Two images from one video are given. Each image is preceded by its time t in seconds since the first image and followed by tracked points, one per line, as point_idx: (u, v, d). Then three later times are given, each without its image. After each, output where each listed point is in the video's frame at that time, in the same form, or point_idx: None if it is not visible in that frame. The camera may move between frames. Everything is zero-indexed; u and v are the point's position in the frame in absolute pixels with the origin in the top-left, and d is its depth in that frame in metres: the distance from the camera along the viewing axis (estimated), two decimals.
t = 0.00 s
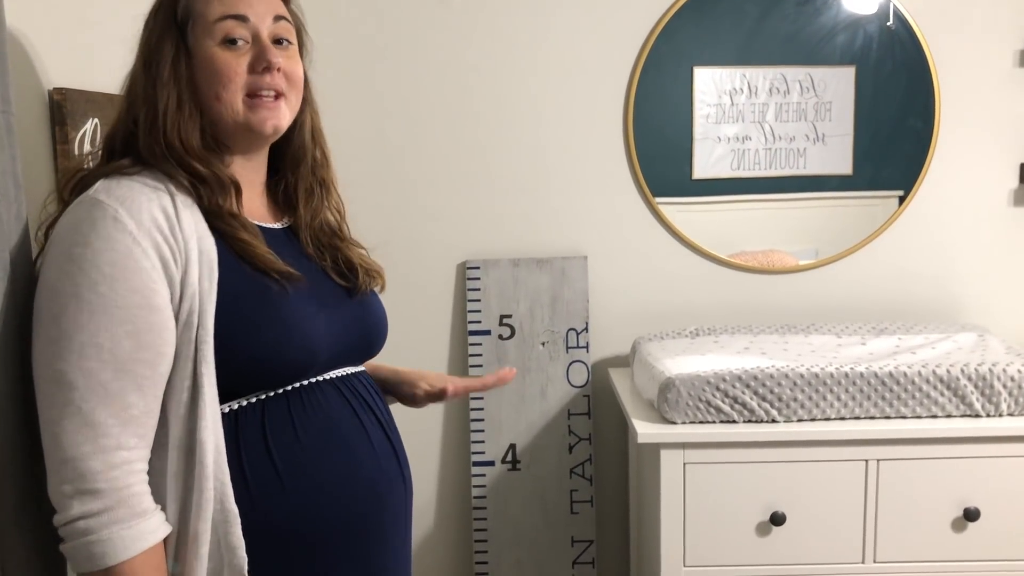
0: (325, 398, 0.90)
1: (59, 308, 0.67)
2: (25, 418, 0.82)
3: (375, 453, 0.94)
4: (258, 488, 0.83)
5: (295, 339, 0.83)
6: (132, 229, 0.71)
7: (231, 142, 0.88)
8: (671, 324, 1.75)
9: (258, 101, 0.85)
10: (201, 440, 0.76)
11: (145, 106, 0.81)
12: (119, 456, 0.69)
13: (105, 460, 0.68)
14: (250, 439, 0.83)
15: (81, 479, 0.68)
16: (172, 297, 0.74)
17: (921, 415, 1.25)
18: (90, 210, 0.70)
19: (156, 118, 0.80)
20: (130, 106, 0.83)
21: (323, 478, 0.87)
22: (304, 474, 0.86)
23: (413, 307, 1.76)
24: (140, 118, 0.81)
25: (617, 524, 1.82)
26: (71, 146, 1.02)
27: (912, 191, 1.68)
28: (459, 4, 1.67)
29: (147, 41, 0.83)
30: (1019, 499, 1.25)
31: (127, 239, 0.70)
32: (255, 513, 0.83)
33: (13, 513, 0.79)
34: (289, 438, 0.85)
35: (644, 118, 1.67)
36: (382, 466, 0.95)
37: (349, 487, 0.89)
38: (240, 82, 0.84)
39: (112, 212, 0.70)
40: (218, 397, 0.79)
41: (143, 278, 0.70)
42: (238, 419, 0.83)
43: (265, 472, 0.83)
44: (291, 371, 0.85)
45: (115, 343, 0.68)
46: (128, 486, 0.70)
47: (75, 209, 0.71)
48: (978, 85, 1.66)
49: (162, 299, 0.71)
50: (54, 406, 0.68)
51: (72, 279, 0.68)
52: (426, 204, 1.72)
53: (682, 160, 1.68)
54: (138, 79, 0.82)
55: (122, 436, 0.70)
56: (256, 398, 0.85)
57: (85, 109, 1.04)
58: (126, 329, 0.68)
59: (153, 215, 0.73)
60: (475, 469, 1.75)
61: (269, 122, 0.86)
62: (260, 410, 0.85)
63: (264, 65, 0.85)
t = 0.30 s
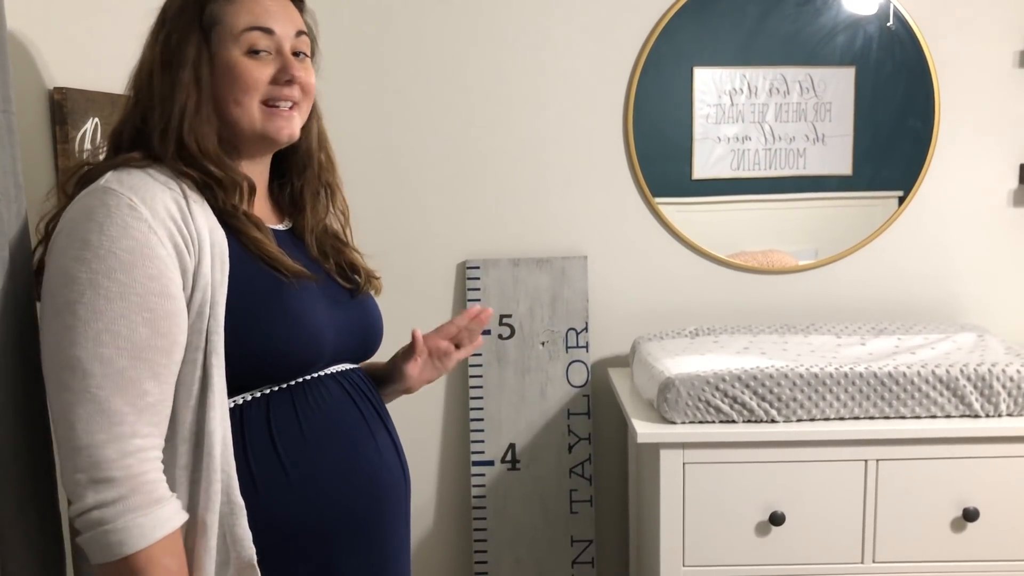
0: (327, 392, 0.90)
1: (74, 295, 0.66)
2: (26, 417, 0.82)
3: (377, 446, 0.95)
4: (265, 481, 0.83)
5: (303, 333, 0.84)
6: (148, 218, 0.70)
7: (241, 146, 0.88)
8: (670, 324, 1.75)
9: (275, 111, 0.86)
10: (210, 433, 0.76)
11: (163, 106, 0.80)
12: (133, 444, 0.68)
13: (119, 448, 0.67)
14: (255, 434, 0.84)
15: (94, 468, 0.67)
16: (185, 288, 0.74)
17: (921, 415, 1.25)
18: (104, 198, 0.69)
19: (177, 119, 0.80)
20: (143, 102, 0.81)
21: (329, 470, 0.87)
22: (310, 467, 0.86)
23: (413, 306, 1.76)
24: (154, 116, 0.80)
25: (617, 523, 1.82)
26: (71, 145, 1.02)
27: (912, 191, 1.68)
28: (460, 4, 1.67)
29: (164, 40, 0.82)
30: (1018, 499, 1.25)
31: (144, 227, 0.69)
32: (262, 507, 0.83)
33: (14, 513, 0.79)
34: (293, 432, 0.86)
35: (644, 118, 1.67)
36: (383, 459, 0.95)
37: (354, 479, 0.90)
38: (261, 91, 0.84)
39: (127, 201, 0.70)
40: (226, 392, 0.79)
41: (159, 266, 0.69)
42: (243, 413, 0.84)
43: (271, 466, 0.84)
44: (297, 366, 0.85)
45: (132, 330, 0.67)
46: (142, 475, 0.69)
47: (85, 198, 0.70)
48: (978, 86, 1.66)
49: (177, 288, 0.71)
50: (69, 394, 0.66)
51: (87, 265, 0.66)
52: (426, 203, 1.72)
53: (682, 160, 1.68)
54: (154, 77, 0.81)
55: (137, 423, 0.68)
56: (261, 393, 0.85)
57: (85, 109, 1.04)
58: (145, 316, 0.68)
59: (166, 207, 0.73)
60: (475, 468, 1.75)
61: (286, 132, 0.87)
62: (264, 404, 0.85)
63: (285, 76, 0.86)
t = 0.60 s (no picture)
0: (327, 394, 0.90)
1: (73, 312, 0.66)
2: (27, 419, 0.82)
3: (379, 446, 0.95)
4: (269, 486, 0.84)
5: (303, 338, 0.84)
6: (145, 229, 0.69)
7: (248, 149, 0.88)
8: (671, 324, 1.75)
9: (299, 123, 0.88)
10: (215, 442, 0.76)
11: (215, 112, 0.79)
12: (140, 460, 0.68)
13: (125, 466, 0.67)
14: (257, 439, 0.84)
15: (100, 486, 0.67)
16: (185, 299, 0.73)
17: (921, 416, 1.25)
18: (100, 210, 0.69)
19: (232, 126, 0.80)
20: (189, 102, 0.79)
21: (333, 473, 0.88)
22: (313, 471, 0.86)
23: (414, 307, 1.76)
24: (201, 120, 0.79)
25: (617, 523, 1.82)
26: (72, 146, 1.02)
27: (912, 192, 1.68)
28: (460, 5, 1.67)
29: (217, 39, 0.79)
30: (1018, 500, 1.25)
31: (142, 240, 0.69)
32: (267, 511, 0.84)
33: (15, 514, 0.79)
34: (296, 436, 0.86)
35: (644, 120, 1.67)
36: (386, 458, 0.96)
37: (358, 480, 0.90)
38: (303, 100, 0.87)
39: (124, 212, 0.69)
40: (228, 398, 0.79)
41: (159, 279, 0.69)
42: (245, 419, 0.83)
43: (275, 470, 0.84)
44: (298, 370, 0.85)
45: (133, 346, 0.67)
46: (150, 490, 0.69)
47: (81, 208, 0.69)
48: (978, 87, 1.66)
49: (177, 300, 0.71)
50: (73, 413, 0.66)
51: (85, 280, 0.66)
52: (426, 204, 1.72)
53: (682, 162, 1.68)
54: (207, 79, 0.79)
55: (142, 440, 0.68)
56: (260, 400, 0.85)
57: (86, 109, 1.04)
58: (145, 331, 0.67)
59: (164, 217, 0.72)
60: (475, 469, 1.75)
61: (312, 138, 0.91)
62: (266, 409, 0.85)
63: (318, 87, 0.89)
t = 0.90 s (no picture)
0: (330, 398, 0.91)
1: (75, 328, 0.63)
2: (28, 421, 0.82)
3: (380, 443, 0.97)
4: (278, 489, 0.84)
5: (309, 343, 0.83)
6: (148, 241, 0.68)
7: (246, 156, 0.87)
8: (670, 324, 1.75)
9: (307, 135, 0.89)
10: (224, 451, 0.76)
11: (289, 128, 0.80)
12: (141, 477, 0.67)
13: (128, 484, 0.66)
14: (265, 445, 0.84)
15: (104, 504, 0.66)
16: (189, 311, 0.72)
17: (921, 416, 1.25)
18: (101, 221, 0.67)
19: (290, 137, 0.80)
20: (260, 117, 0.78)
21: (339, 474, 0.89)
22: (320, 473, 0.87)
23: (413, 307, 1.76)
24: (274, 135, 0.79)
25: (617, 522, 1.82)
26: (71, 147, 1.02)
27: (912, 193, 1.68)
28: (460, 5, 1.67)
29: (284, 57, 0.79)
30: (1017, 500, 1.25)
31: (144, 254, 0.67)
32: (278, 514, 0.84)
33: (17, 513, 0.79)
34: (303, 439, 0.86)
35: (644, 120, 1.67)
36: (386, 453, 0.98)
37: (364, 481, 0.92)
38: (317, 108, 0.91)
39: (126, 224, 0.67)
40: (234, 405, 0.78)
41: (163, 294, 0.67)
42: (252, 426, 0.83)
43: (284, 474, 0.84)
44: (304, 375, 0.84)
45: (137, 362, 0.65)
46: (152, 508, 0.68)
47: (80, 219, 0.67)
48: (978, 87, 1.66)
49: (181, 313, 0.69)
50: (73, 430, 0.64)
51: (88, 295, 0.64)
52: (426, 205, 1.72)
53: (682, 162, 1.68)
54: (279, 97, 0.79)
55: (144, 457, 0.67)
56: (266, 405, 0.84)
57: (86, 109, 1.04)
58: (150, 346, 0.66)
59: (166, 227, 0.70)
60: (475, 469, 1.75)
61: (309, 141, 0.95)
62: (272, 415, 0.85)
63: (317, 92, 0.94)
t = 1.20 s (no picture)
0: (326, 395, 0.93)
1: (81, 327, 0.63)
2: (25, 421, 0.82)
3: (374, 436, 0.99)
4: (280, 486, 0.86)
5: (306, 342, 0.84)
6: (150, 237, 0.67)
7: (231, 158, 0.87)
8: (670, 323, 1.75)
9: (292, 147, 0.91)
10: (225, 451, 0.76)
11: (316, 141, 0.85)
12: (149, 477, 0.67)
13: (136, 485, 0.66)
14: (266, 443, 0.85)
15: (113, 506, 0.65)
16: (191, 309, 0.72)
17: (921, 415, 1.25)
18: (101, 217, 0.66)
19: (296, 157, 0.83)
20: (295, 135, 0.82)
21: (337, 468, 0.91)
22: (319, 468, 0.89)
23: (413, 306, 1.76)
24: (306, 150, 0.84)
25: (617, 521, 1.82)
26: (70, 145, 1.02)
27: (912, 192, 1.68)
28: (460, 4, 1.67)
29: (305, 73, 0.82)
30: (1017, 499, 1.25)
31: (146, 250, 0.67)
32: (279, 510, 0.86)
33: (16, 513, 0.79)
34: (302, 436, 0.88)
35: (644, 119, 1.67)
36: (380, 445, 1.00)
37: (359, 477, 0.93)
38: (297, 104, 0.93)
39: (127, 221, 0.67)
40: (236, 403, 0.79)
41: (167, 291, 0.67)
42: (253, 425, 0.84)
43: (285, 471, 0.86)
44: (303, 372, 0.85)
45: (145, 361, 0.65)
46: (160, 509, 0.68)
47: (79, 215, 0.66)
48: (978, 86, 1.66)
49: (184, 311, 0.69)
50: (78, 431, 0.63)
51: (93, 293, 0.63)
52: (426, 204, 1.72)
53: (682, 161, 1.68)
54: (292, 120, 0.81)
55: (152, 457, 0.67)
56: (266, 403, 0.85)
57: (85, 108, 1.05)
58: (157, 345, 0.66)
59: (165, 223, 0.70)
60: (475, 468, 1.75)
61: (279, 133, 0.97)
62: (272, 413, 0.86)
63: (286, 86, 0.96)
